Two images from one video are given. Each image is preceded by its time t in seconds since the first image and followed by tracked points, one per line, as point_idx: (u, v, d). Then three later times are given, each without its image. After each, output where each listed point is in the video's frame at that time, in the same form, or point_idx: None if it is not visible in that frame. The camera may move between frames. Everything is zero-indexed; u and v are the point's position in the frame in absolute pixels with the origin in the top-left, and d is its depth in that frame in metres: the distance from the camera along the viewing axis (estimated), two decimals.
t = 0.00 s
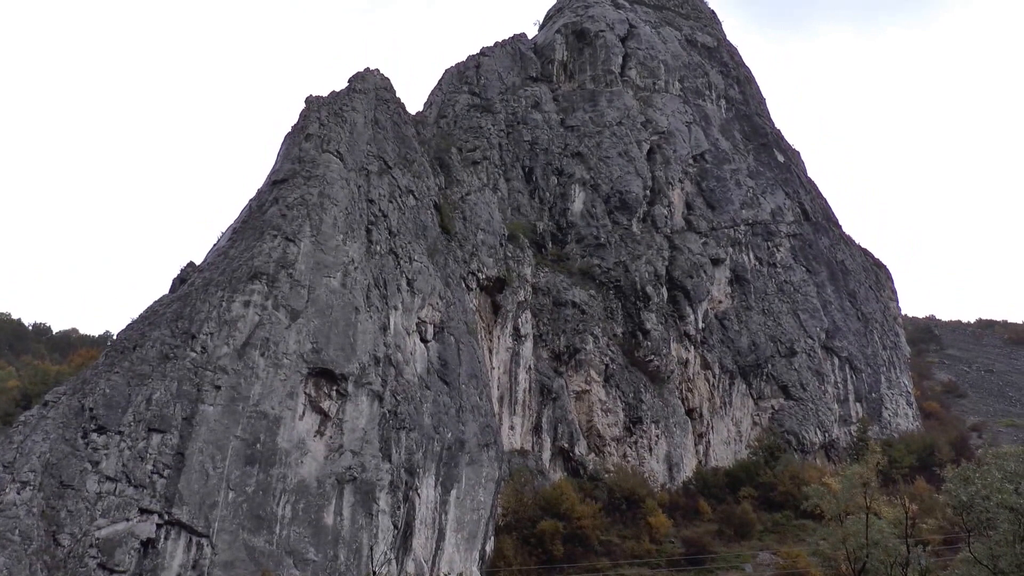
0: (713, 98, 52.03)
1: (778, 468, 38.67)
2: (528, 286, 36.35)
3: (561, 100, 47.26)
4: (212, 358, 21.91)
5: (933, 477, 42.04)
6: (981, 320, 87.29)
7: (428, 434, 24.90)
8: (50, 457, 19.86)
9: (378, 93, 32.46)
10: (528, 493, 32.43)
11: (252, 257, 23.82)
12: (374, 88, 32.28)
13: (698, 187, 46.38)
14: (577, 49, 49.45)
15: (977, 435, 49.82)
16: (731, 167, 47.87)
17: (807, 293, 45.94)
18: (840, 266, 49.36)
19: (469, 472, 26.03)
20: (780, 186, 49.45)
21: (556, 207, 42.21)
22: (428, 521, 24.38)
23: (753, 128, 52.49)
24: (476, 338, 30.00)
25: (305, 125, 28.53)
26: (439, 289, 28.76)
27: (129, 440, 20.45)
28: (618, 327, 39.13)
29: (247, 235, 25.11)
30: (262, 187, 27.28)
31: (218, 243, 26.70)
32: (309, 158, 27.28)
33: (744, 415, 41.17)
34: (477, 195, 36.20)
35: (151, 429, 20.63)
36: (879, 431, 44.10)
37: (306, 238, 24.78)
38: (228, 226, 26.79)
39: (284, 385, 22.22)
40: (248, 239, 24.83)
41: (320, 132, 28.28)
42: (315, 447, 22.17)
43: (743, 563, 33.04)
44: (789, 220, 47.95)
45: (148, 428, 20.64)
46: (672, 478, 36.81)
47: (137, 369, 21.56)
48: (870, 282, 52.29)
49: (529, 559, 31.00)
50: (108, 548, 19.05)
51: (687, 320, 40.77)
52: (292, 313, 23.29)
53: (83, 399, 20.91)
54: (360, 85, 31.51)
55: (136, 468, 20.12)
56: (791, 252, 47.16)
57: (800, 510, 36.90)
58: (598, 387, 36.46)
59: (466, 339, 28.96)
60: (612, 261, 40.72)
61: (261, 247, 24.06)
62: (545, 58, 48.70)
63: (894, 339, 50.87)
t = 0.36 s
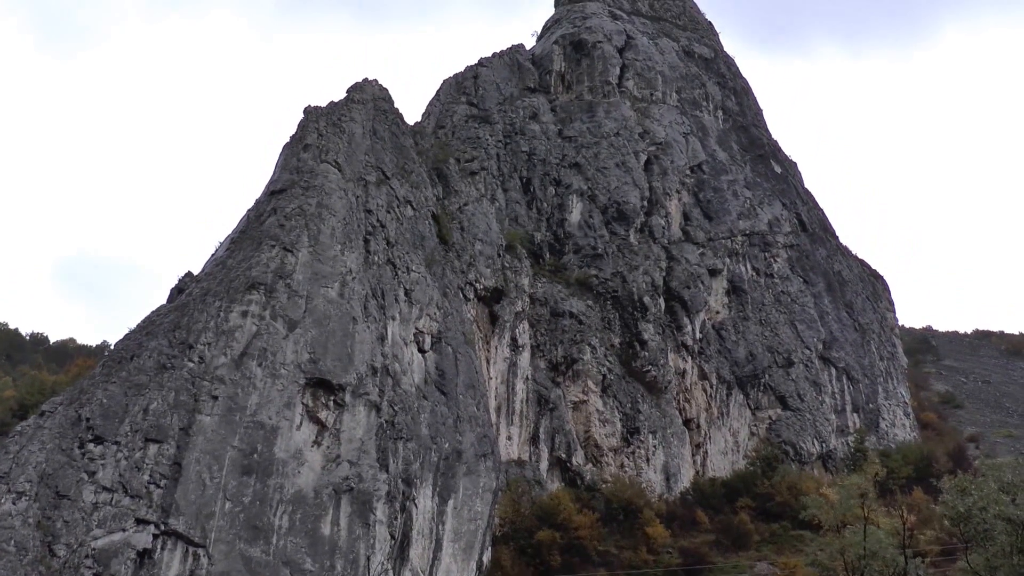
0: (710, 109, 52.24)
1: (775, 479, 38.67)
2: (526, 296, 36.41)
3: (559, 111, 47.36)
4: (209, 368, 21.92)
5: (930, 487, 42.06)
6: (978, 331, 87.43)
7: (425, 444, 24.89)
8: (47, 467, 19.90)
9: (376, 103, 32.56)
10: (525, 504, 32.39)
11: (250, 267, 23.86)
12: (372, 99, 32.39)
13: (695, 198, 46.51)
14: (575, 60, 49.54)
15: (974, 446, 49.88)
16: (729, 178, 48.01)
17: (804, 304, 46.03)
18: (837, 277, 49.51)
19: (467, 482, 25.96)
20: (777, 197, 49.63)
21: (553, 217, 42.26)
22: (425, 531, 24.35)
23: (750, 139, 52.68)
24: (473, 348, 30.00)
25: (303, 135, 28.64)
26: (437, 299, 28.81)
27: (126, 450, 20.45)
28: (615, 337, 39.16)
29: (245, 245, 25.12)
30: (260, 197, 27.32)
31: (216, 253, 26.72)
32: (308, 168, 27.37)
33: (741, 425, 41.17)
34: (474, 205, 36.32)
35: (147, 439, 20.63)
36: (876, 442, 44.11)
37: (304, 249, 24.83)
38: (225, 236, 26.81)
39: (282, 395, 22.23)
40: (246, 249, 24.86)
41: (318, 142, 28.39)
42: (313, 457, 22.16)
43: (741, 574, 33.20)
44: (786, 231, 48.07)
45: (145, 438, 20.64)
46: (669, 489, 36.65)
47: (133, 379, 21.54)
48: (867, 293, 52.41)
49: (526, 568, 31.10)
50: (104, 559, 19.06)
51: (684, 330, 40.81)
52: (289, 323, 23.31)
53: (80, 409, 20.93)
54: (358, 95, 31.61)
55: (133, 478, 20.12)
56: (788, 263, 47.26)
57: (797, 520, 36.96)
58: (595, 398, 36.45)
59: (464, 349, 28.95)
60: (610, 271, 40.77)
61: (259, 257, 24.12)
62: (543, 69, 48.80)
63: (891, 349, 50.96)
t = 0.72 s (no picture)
0: (707, 119, 52.43)
1: (773, 489, 38.70)
2: (524, 306, 36.44)
3: (557, 121, 47.43)
4: (207, 378, 21.92)
5: (927, 498, 42.07)
6: (975, 341, 87.50)
7: (423, 454, 24.89)
8: (44, 477, 19.89)
9: (374, 112, 32.66)
10: (522, 514, 32.26)
11: (248, 277, 23.90)
12: (370, 109, 32.49)
13: (692, 208, 46.64)
14: (573, 71, 49.66)
15: (972, 456, 49.92)
16: (726, 188, 48.14)
17: (802, 314, 46.10)
18: (835, 288, 49.62)
19: (464, 492, 25.96)
20: (774, 207, 49.79)
21: (551, 227, 42.32)
22: (422, 541, 24.33)
23: (748, 150, 52.84)
24: (471, 358, 30.01)
25: (302, 145, 28.72)
26: (435, 309, 28.85)
27: (123, 460, 20.44)
28: (613, 347, 39.13)
29: (243, 255, 25.15)
30: (258, 206, 27.36)
31: (214, 263, 26.74)
32: (306, 178, 27.43)
33: (739, 435, 41.17)
34: (472, 215, 36.43)
35: (145, 449, 20.62)
36: (873, 452, 44.10)
37: (302, 258, 24.88)
38: (224, 246, 26.83)
39: (279, 404, 22.24)
40: (244, 259, 24.90)
41: (317, 152, 28.47)
42: (310, 466, 22.15)
43: None
44: (784, 241, 48.20)
45: (142, 448, 20.63)
46: (667, 498, 36.62)
47: (131, 388, 21.54)
48: (864, 303, 52.53)
49: None
50: (100, 569, 19.05)
51: (682, 340, 40.84)
52: (287, 333, 23.34)
53: (77, 418, 20.92)
54: (357, 105, 31.72)
55: (130, 488, 20.11)
56: (786, 273, 47.37)
57: (795, 530, 36.97)
58: (593, 408, 36.44)
59: (461, 358, 28.97)
60: (607, 281, 40.81)
61: (257, 267, 24.16)
62: (542, 79, 48.90)
63: (889, 360, 51.02)
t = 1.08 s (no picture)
0: (704, 129, 52.64)
1: (770, 498, 38.72)
2: (521, 316, 36.49)
3: (554, 131, 47.57)
4: (204, 387, 21.93)
5: (924, 507, 42.12)
6: (972, 350, 87.65)
7: (420, 463, 24.92)
8: (40, 486, 19.90)
9: (372, 122, 32.77)
10: (519, 523, 32.30)
11: (246, 286, 23.96)
12: (368, 118, 32.61)
13: (690, 218, 46.78)
14: (570, 81, 49.83)
15: (968, 466, 50.01)
16: (723, 198, 48.31)
17: (799, 323, 46.19)
18: (832, 297, 49.76)
19: (461, 501, 25.99)
20: (771, 217, 49.98)
21: (548, 236, 42.42)
22: (420, 549, 24.31)
23: (744, 160, 53.04)
24: (468, 367, 30.03)
25: (300, 154, 28.81)
26: (432, 319, 28.91)
27: (120, 469, 20.45)
28: (611, 357, 39.15)
29: (240, 264, 25.21)
30: (256, 216, 27.42)
31: (212, 271, 26.77)
32: (304, 187, 27.53)
33: (736, 444, 41.18)
34: (470, 225, 36.56)
35: (142, 458, 20.63)
36: (870, 461, 44.08)
37: (300, 268, 24.95)
38: (222, 255, 26.88)
39: (277, 413, 22.25)
40: (242, 267, 24.95)
41: (315, 161, 28.56)
42: (307, 475, 22.18)
43: None
44: (781, 251, 48.35)
45: (139, 457, 20.64)
46: (664, 507, 36.61)
47: (128, 398, 21.57)
48: (861, 313, 52.66)
49: None
50: None
51: (679, 349, 40.91)
52: (285, 342, 23.37)
53: (74, 427, 20.93)
54: (355, 115, 31.85)
55: (127, 497, 20.12)
56: (782, 283, 47.49)
57: (792, 540, 36.95)
58: (590, 417, 36.47)
59: (458, 368, 29.02)
60: (605, 291, 40.89)
61: (255, 276, 24.22)
62: (539, 89, 49.04)
63: (886, 369, 51.11)
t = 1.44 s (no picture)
0: (702, 139, 52.81)
1: (768, 507, 38.69)
2: (519, 325, 36.53)
3: (553, 140, 47.68)
4: (202, 396, 21.93)
5: (923, 517, 42.10)
6: (970, 360, 87.68)
7: (418, 472, 24.93)
8: (38, 495, 19.91)
9: (371, 132, 32.86)
10: (517, 532, 32.31)
11: (245, 295, 23.98)
12: (367, 128, 32.70)
13: (688, 228, 46.88)
14: (568, 91, 50.00)
15: (967, 476, 50.02)
16: (721, 208, 48.43)
17: (797, 333, 46.23)
18: (829, 307, 49.85)
19: (459, 510, 25.98)
20: (769, 227, 50.09)
21: (547, 246, 42.48)
22: (417, 559, 24.27)
23: (742, 170, 53.19)
24: (466, 376, 30.04)
25: (299, 163, 28.90)
26: (430, 328, 28.94)
27: (118, 478, 20.44)
28: (609, 366, 39.17)
29: (239, 273, 25.24)
30: (255, 225, 27.47)
31: (211, 281, 26.80)
32: (303, 197, 27.60)
33: (734, 454, 41.15)
34: (468, 234, 36.65)
35: (140, 467, 20.63)
36: (869, 471, 44.01)
37: (298, 277, 24.99)
38: (220, 264, 26.91)
39: (275, 423, 22.25)
40: (241, 277, 24.99)
41: (314, 171, 28.64)
42: (305, 484, 22.17)
43: None
44: (779, 261, 48.44)
45: (137, 466, 20.63)
46: (663, 517, 36.58)
47: (127, 407, 21.59)
48: (859, 322, 52.72)
49: None
50: None
51: (677, 359, 40.94)
52: (283, 351, 23.38)
53: (72, 437, 20.96)
54: (353, 124, 31.94)
55: (124, 506, 20.10)
56: (780, 293, 47.54)
57: (790, 549, 36.87)
58: (588, 427, 36.50)
59: (457, 377, 29.03)
60: (603, 301, 40.92)
61: (254, 285, 24.25)
62: (538, 99, 49.17)
63: (883, 379, 51.15)
